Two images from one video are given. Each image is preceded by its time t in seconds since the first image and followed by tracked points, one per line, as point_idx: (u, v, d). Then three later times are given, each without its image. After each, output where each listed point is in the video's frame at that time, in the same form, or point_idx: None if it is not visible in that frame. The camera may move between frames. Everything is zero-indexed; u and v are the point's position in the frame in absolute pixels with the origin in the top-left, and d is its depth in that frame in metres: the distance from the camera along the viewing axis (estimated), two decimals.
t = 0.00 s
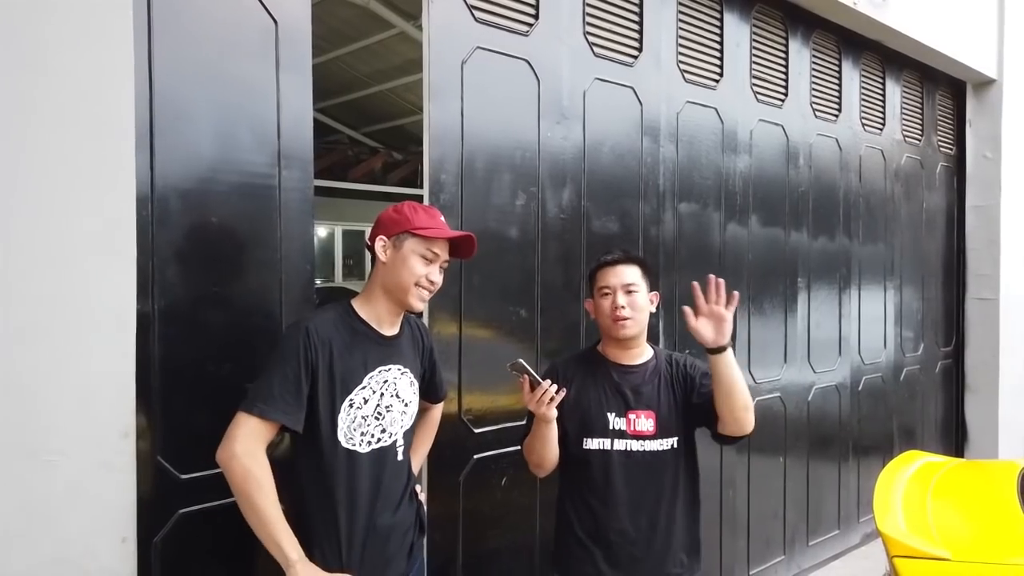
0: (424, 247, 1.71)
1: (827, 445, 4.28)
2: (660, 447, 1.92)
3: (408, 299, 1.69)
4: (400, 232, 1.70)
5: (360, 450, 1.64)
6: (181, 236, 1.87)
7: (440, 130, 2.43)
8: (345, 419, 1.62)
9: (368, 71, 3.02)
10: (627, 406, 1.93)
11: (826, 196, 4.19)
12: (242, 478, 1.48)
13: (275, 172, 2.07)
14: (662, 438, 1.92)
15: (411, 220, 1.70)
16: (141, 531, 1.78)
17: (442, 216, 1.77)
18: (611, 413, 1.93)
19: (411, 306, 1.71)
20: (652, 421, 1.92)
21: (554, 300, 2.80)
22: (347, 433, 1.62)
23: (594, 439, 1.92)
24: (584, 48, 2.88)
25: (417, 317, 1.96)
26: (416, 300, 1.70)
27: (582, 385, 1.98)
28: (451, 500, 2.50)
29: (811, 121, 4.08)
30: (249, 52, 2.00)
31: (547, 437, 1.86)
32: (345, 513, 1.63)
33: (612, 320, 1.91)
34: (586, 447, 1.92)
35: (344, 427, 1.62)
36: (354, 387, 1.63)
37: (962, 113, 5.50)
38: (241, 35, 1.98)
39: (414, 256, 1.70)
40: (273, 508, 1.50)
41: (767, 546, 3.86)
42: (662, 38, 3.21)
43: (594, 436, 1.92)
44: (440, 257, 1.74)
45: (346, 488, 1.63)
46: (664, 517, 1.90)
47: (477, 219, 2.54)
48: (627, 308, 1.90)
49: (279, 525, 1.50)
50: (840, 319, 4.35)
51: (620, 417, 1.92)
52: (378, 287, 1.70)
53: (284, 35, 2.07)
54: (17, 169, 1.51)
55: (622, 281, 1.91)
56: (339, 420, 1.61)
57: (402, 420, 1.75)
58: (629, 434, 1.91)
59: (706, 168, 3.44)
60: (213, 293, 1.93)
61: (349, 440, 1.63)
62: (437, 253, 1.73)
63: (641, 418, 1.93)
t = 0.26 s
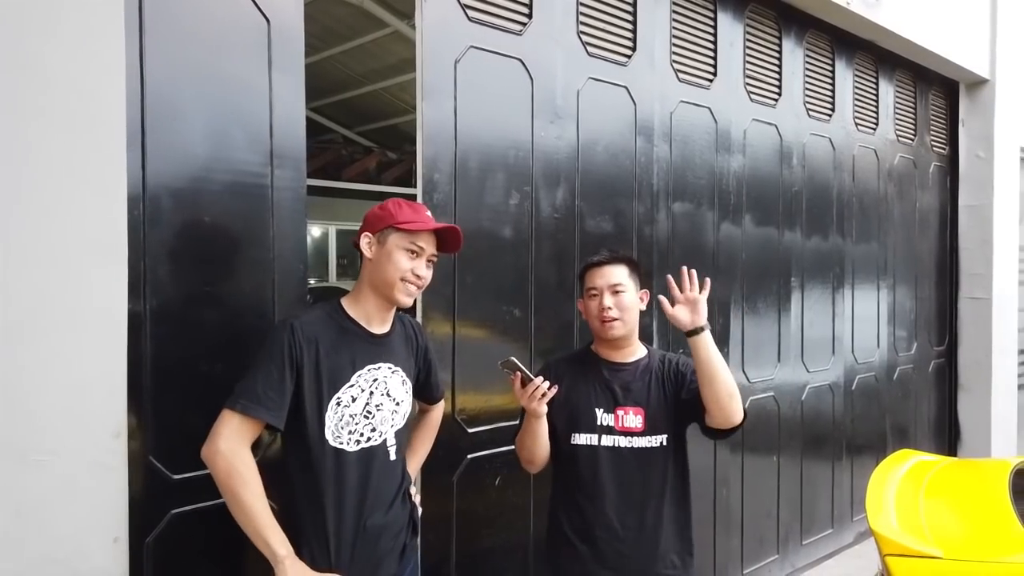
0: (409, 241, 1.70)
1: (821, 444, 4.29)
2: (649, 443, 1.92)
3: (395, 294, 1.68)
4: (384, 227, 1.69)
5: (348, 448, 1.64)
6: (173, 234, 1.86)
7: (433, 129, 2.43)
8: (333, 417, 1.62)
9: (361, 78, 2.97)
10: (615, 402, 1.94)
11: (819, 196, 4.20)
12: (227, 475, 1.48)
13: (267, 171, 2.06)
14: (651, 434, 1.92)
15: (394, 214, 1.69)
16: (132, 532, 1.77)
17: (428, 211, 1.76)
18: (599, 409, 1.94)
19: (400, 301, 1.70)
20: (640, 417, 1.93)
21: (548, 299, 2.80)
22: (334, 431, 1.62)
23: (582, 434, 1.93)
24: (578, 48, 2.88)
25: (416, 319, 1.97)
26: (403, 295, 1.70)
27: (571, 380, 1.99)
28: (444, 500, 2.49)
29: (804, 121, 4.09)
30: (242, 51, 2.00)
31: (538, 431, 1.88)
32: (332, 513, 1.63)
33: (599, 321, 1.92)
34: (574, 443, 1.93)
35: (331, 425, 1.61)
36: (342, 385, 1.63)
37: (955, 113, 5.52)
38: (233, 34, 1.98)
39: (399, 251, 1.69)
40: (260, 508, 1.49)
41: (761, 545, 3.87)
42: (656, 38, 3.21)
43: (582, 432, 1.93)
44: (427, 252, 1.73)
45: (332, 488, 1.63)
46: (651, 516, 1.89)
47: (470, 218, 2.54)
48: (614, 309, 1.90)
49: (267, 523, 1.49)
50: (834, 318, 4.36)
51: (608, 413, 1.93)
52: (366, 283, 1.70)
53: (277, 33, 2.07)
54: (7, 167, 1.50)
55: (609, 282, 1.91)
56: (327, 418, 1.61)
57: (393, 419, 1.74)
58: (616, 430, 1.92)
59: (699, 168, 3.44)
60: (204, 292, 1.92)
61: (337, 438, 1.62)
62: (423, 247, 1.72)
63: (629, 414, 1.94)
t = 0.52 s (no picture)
0: (396, 239, 1.70)
1: (815, 443, 4.30)
2: (634, 442, 1.92)
3: (384, 292, 1.68)
4: (370, 225, 1.70)
5: (338, 447, 1.64)
6: (167, 234, 1.86)
7: (427, 129, 2.43)
8: (321, 416, 1.62)
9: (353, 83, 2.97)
10: (601, 400, 1.94)
11: (813, 195, 4.21)
12: (214, 474, 1.48)
13: (261, 171, 2.06)
14: (636, 433, 1.92)
15: (380, 212, 1.69)
16: (125, 532, 1.77)
17: (416, 208, 1.76)
18: (585, 406, 1.95)
19: (389, 299, 1.70)
20: (626, 416, 1.93)
21: (542, 299, 2.80)
22: (323, 431, 1.62)
23: (568, 431, 1.95)
24: (573, 48, 2.88)
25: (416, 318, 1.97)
26: (392, 293, 1.70)
27: (561, 376, 2.01)
28: (439, 500, 2.49)
29: (798, 121, 4.10)
30: (236, 50, 1.99)
31: (529, 427, 1.90)
32: (324, 513, 1.63)
33: (590, 320, 1.92)
34: (558, 439, 1.95)
35: (320, 425, 1.62)
36: (331, 385, 1.63)
37: (948, 113, 5.54)
38: (227, 34, 1.97)
39: (386, 249, 1.69)
40: (248, 507, 1.49)
41: (755, 543, 3.88)
42: (650, 38, 3.21)
43: (567, 428, 1.95)
44: (416, 250, 1.73)
45: (323, 488, 1.63)
46: (641, 512, 1.90)
47: (464, 218, 2.54)
48: (604, 308, 1.90)
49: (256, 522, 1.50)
50: (828, 317, 4.37)
51: (594, 410, 1.94)
52: (355, 283, 1.70)
53: (271, 33, 2.06)
54: None
55: (601, 282, 1.91)
56: (315, 416, 1.61)
57: (386, 418, 1.73)
58: (602, 428, 1.93)
59: (694, 168, 3.45)
60: (198, 292, 1.91)
61: (326, 438, 1.62)
62: (411, 245, 1.72)
63: (615, 412, 1.94)
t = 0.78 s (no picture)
0: (396, 246, 1.70)
1: (809, 443, 4.31)
2: (628, 440, 1.92)
3: (381, 298, 1.69)
4: (371, 231, 1.70)
5: (334, 448, 1.64)
6: (162, 234, 1.86)
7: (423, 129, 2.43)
8: (317, 417, 1.62)
9: (351, 70, 2.37)
10: (595, 401, 1.95)
11: (808, 196, 4.23)
12: (211, 476, 1.48)
13: (256, 170, 2.06)
14: (630, 431, 1.92)
15: (382, 219, 1.70)
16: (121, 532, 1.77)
17: (416, 215, 1.76)
18: (580, 407, 1.95)
19: (384, 305, 1.71)
20: (619, 415, 1.94)
21: (538, 299, 2.80)
22: (320, 431, 1.62)
23: (563, 431, 1.95)
24: (568, 48, 2.89)
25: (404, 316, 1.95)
26: (389, 299, 1.71)
27: (557, 376, 2.01)
28: (435, 499, 2.49)
29: (793, 121, 4.11)
30: (231, 50, 1.99)
31: (526, 430, 1.91)
32: (321, 513, 1.63)
33: (587, 322, 1.93)
34: (555, 440, 1.96)
35: (316, 425, 1.62)
36: (326, 385, 1.63)
37: (942, 113, 5.57)
38: (223, 33, 1.97)
39: (386, 256, 1.69)
40: (245, 509, 1.50)
41: (750, 543, 3.89)
42: (645, 39, 3.22)
43: (562, 429, 1.95)
44: (414, 257, 1.74)
45: (320, 488, 1.63)
46: (637, 509, 1.90)
47: (460, 218, 2.54)
48: (602, 311, 1.92)
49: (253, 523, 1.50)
50: (822, 317, 4.39)
51: (588, 411, 1.95)
52: (352, 286, 1.71)
53: (267, 33, 2.06)
54: None
55: (596, 284, 1.93)
56: (312, 417, 1.61)
57: (382, 418, 1.74)
58: (596, 428, 1.93)
59: (689, 168, 3.46)
60: (193, 292, 1.91)
61: (322, 438, 1.63)
62: (410, 252, 1.72)
63: (609, 412, 1.95)
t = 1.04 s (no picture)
0: (399, 244, 1.71)
1: (805, 442, 4.33)
2: (630, 436, 1.96)
3: (382, 296, 1.70)
4: (375, 228, 1.69)
5: (337, 447, 1.64)
6: (158, 233, 1.86)
7: (419, 129, 2.43)
8: (321, 416, 1.62)
9: (346, 69, 2.34)
10: (600, 397, 1.96)
11: (803, 195, 4.24)
12: (216, 478, 1.47)
13: (253, 170, 2.06)
14: (633, 427, 1.96)
15: (386, 216, 1.70)
16: (117, 532, 1.76)
17: (418, 213, 1.77)
18: (584, 403, 1.97)
19: (384, 303, 1.71)
20: (624, 411, 1.96)
21: (534, 299, 2.81)
22: (323, 431, 1.62)
23: (568, 428, 1.96)
24: (565, 48, 2.89)
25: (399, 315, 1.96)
26: (390, 297, 1.71)
27: (560, 370, 2.02)
28: (431, 499, 2.49)
29: (788, 121, 4.12)
30: (228, 49, 1.99)
31: (521, 417, 1.90)
32: (323, 513, 1.63)
33: (594, 304, 1.94)
34: (559, 437, 1.96)
35: (320, 425, 1.62)
36: (329, 385, 1.63)
37: (936, 113, 5.58)
38: (220, 32, 1.97)
39: (390, 253, 1.70)
40: (252, 511, 1.48)
41: (745, 542, 3.90)
42: (642, 39, 3.23)
43: (567, 426, 1.96)
44: (416, 254, 1.74)
45: (323, 489, 1.63)
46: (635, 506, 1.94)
47: (456, 217, 2.54)
48: (610, 292, 1.94)
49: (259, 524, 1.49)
50: (817, 316, 4.40)
51: (593, 407, 1.96)
52: (353, 283, 1.70)
53: (263, 32, 2.06)
54: None
55: (605, 268, 1.95)
56: (316, 417, 1.61)
57: (382, 416, 1.74)
58: (601, 425, 1.95)
59: (685, 168, 3.46)
60: (190, 291, 1.91)
61: (326, 438, 1.63)
62: (413, 250, 1.73)
63: (613, 408, 1.97)
